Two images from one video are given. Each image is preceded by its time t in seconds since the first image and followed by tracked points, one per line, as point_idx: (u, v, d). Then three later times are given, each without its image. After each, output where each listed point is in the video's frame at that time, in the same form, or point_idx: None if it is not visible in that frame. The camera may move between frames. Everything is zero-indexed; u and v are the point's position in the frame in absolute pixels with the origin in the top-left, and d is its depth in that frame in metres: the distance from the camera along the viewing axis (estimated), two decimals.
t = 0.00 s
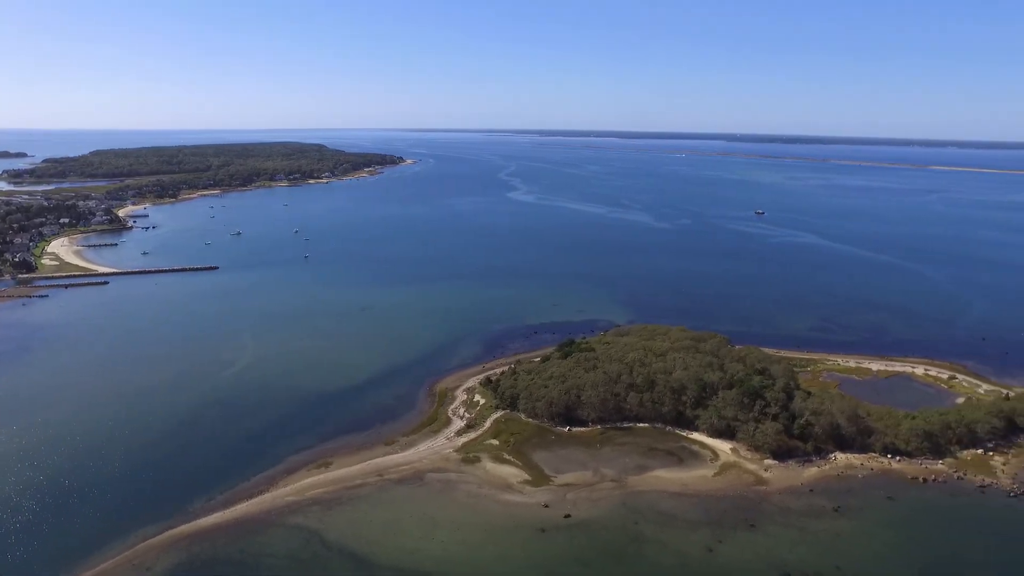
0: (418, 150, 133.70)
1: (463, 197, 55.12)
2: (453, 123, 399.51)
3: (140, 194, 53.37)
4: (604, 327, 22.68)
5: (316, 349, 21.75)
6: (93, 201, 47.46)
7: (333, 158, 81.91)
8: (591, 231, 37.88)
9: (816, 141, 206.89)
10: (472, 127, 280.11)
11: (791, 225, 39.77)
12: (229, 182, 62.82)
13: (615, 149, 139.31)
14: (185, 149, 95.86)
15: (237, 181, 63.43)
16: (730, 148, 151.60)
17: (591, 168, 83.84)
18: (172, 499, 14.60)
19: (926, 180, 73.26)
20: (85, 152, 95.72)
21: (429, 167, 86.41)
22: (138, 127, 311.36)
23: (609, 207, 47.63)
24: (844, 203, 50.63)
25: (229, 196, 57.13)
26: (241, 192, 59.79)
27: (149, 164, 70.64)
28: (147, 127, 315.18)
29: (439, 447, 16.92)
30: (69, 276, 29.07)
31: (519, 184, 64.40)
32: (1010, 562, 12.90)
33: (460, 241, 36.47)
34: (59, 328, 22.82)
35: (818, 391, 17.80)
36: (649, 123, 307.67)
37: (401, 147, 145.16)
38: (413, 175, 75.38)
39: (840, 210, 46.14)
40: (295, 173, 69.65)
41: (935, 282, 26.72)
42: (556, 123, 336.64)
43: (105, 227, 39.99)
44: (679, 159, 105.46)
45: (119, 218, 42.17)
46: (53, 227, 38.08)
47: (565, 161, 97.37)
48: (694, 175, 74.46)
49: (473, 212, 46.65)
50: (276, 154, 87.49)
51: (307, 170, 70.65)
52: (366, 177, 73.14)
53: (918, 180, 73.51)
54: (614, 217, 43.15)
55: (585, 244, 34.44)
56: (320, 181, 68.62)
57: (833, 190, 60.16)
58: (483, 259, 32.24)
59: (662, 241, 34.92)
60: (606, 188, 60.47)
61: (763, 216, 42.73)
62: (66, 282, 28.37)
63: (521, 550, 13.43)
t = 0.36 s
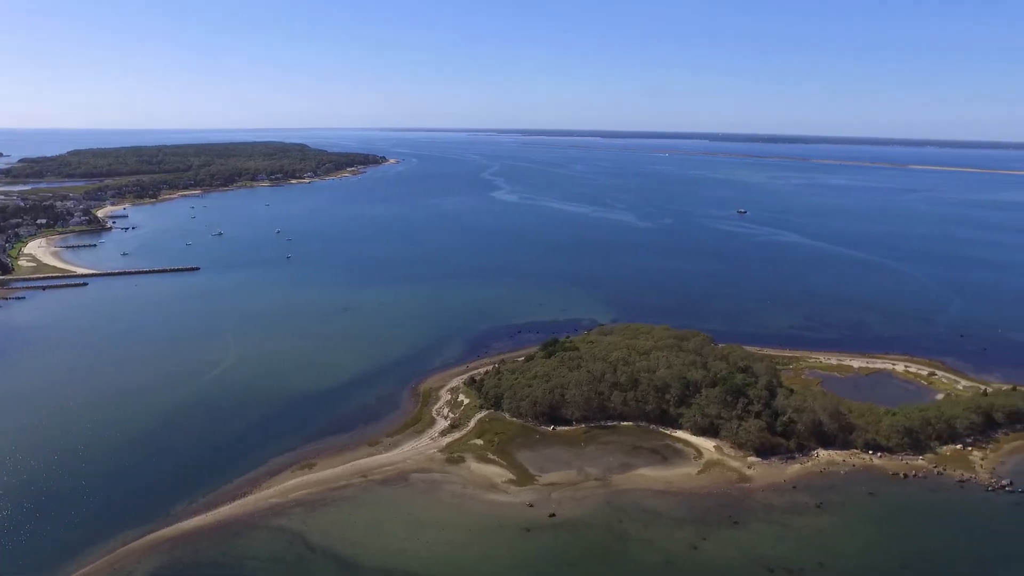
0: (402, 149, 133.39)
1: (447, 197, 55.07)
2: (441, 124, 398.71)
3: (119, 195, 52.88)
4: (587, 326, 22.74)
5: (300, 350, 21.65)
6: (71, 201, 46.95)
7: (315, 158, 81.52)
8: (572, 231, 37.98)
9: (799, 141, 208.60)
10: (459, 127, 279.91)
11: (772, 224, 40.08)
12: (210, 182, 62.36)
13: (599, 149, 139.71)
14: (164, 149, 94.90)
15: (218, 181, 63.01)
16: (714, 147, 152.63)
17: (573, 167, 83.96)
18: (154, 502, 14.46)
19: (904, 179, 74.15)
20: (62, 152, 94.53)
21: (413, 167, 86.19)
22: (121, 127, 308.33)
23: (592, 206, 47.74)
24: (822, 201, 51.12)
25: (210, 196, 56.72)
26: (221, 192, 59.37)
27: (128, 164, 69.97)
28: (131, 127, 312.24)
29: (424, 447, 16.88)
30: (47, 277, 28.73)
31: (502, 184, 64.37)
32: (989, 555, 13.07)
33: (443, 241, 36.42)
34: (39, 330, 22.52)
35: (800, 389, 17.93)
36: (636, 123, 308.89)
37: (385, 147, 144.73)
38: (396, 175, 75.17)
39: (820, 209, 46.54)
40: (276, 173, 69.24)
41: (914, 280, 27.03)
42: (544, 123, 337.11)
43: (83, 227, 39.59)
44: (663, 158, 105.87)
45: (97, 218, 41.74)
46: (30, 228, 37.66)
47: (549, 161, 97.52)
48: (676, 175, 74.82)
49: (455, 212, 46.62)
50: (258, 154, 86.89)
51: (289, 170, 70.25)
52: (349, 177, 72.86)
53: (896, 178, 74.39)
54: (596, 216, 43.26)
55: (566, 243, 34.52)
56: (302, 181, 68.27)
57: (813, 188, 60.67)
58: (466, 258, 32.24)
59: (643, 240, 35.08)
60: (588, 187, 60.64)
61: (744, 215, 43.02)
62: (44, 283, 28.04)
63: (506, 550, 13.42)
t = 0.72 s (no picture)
0: (387, 148, 132.96)
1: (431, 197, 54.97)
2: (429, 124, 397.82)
3: (100, 195, 52.35)
4: (572, 326, 22.79)
5: (285, 350, 21.54)
6: (50, 201, 46.37)
7: (299, 158, 81.13)
8: (555, 230, 38.07)
9: (784, 139, 209.84)
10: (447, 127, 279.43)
11: (754, 223, 40.40)
12: (192, 181, 61.89)
13: (584, 148, 139.48)
14: (145, 148, 93.96)
15: (200, 181, 62.53)
16: (700, 146, 153.35)
17: (559, 167, 84.12)
18: (135, 505, 14.31)
19: (884, 178, 74.92)
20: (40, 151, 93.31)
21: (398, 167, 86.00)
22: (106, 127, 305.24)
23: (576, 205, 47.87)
24: (804, 200, 51.56)
25: (192, 196, 56.28)
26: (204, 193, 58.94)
27: (109, 163, 69.25)
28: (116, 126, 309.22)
29: (409, 448, 16.84)
30: (26, 278, 28.39)
31: (487, 183, 64.40)
32: (969, 550, 13.23)
33: (428, 241, 36.40)
34: (18, 333, 22.20)
35: (784, 386, 18.07)
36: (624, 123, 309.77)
37: (370, 146, 144.01)
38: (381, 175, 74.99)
39: (802, 208, 46.96)
40: (259, 173, 68.84)
41: (894, 278, 27.34)
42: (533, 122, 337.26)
43: (62, 227, 39.16)
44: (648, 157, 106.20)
45: (76, 218, 41.30)
46: (8, 228, 37.20)
47: (534, 160, 97.66)
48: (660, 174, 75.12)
49: (440, 211, 46.55)
50: (242, 154, 86.28)
51: (273, 170, 69.86)
52: (334, 177, 72.63)
53: (877, 178, 75.18)
54: (579, 216, 43.37)
55: (549, 243, 34.62)
56: (286, 180, 67.93)
57: (795, 188, 61.19)
58: (452, 258, 32.23)
59: (626, 239, 35.22)
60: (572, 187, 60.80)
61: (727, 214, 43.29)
62: (24, 284, 27.69)
63: (491, 549, 13.42)
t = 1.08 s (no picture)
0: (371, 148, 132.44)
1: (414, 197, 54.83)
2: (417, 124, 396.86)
3: (78, 195, 51.75)
4: (556, 325, 22.84)
5: (268, 352, 21.42)
6: (26, 202, 45.69)
7: (282, 158, 80.65)
8: (538, 230, 38.11)
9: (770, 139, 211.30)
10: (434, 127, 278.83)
11: (735, 221, 40.69)
12: (173, 182, 61.34)
13: (568, 147, 139.84)
14: (124, 148, 92.89)
15: (181, 181, 61.98)
16: (685, 146, 153.73)
17: (543, 167, 84.24)
18: (115, 509, 14.14)
19: (865, 177, 75.70)
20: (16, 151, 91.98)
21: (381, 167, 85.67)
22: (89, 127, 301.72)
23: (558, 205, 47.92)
24: (785, 199, 52.00)
25: (173, 196, 55.80)
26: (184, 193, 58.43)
27: (88, 164, 68.47)
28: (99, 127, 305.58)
29: (393, 448, 16.79)
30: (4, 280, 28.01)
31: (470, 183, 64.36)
32: (949, 544, 13.38)
33: (411, 241, 36.34)
34: None
35: (766, 384, 18.21)
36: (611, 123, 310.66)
37: (353, 147, 143.02)
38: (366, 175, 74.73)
39: (783, 207, 47.35)
40: (241, 173, 68.35)
41: (874, 276, 27.64)
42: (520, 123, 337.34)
43: (40, 228, 38.69)
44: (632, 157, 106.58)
45: (54, 219, 40.81)
46: None
47: (519, 160, 97.66)
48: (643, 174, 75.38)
49: (423, 211, 46.47)
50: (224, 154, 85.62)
51: (254, 170, 69.40)
52: (317, 177, 72.28)
53: (858, 177, 75.92)
54: (562, 215, 43.48)
55: (532, 242, 34.67)
56: (268, 181, 67.52)
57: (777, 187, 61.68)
58: (435, 258, 32.21)
59: (608, 238, 35.36)
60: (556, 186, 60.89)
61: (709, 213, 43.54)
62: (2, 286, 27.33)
63: (476, 549, 13.39)
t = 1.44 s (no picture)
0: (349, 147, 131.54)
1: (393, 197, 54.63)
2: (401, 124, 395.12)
3: (49, 196, 50.82)
4: (535, 324, 22.89)
5: (246, 354, 21.23)
6: None
7: (259, 158, 79.89)
8: (515, 229, 38.15)
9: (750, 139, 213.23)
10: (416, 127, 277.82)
11: (711, 220, 41.02)
12: (147, 182, 60.50)
13: (547, 147, 140.06)
14: (94, 147, 91.22)
15: (155, 181, 61.16)
16: (665, 145, 154.41)
17: (522, 166, 84.20)
18: (88, 516, 13.91)
19: (841, 176, 76.64)
20: None
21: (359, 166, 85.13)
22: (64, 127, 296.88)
23: (536, 204, 47.94)
24: (760, 198, 52.57)
25: (146, 197, 55.03)
26: (158, 194, 57.64)
27: (58, 164, 67.25)
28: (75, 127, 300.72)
29: (372, 450, 16.71)
30: None
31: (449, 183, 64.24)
32: (925, 536, 13.58)
33: (390, 241, 36.22)
34: None
35: (744, 382, 18.38)
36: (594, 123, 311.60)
37: (330, 147, 141.87)
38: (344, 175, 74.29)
39: (759, 205, 47.82)
40: (217, 173, 67.63)
41: (848, 273, 28.03)
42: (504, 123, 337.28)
43: (9, 230, 37.96)
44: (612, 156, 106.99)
45: (24, 221, 40.03)
46: None
47: (498, 159, 97.60)
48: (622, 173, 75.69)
49: (401, 211, 46.29)
50: (200, 154, 84.59)
51: (231, 170, 68.70)
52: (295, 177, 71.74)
53: (833, 175, 76.86)
54: (540, 214, 43.54)
55: (510, 242, 34.71)
56: (244, 181, 66.88)
57: (753, 185, 62.29)
58: (415, 258, 32.14)
59: (585, 238, 35.46)
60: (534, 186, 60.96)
61: (686, 212, 43.84)
62: None
63: (457, 549, 13.35)
